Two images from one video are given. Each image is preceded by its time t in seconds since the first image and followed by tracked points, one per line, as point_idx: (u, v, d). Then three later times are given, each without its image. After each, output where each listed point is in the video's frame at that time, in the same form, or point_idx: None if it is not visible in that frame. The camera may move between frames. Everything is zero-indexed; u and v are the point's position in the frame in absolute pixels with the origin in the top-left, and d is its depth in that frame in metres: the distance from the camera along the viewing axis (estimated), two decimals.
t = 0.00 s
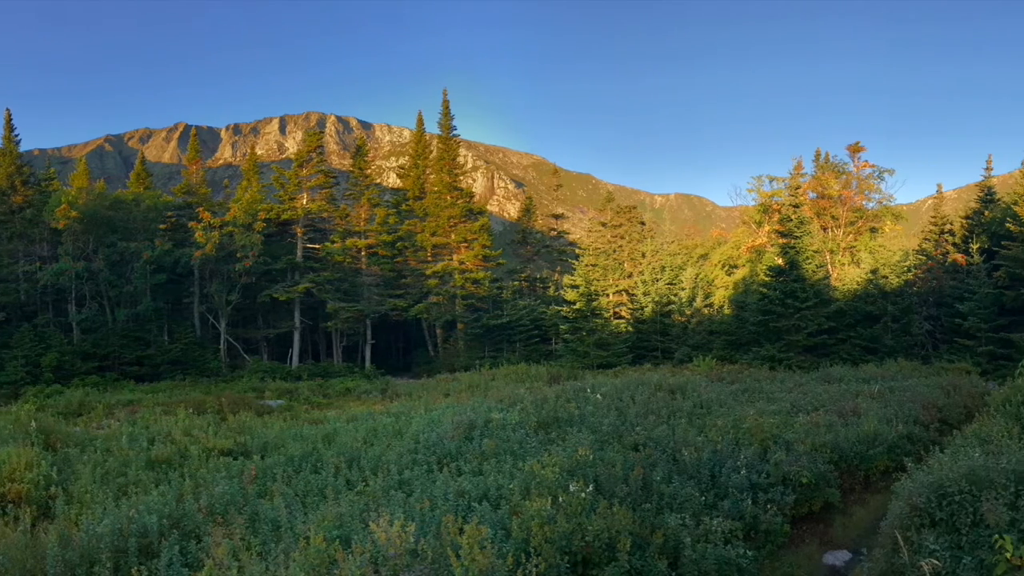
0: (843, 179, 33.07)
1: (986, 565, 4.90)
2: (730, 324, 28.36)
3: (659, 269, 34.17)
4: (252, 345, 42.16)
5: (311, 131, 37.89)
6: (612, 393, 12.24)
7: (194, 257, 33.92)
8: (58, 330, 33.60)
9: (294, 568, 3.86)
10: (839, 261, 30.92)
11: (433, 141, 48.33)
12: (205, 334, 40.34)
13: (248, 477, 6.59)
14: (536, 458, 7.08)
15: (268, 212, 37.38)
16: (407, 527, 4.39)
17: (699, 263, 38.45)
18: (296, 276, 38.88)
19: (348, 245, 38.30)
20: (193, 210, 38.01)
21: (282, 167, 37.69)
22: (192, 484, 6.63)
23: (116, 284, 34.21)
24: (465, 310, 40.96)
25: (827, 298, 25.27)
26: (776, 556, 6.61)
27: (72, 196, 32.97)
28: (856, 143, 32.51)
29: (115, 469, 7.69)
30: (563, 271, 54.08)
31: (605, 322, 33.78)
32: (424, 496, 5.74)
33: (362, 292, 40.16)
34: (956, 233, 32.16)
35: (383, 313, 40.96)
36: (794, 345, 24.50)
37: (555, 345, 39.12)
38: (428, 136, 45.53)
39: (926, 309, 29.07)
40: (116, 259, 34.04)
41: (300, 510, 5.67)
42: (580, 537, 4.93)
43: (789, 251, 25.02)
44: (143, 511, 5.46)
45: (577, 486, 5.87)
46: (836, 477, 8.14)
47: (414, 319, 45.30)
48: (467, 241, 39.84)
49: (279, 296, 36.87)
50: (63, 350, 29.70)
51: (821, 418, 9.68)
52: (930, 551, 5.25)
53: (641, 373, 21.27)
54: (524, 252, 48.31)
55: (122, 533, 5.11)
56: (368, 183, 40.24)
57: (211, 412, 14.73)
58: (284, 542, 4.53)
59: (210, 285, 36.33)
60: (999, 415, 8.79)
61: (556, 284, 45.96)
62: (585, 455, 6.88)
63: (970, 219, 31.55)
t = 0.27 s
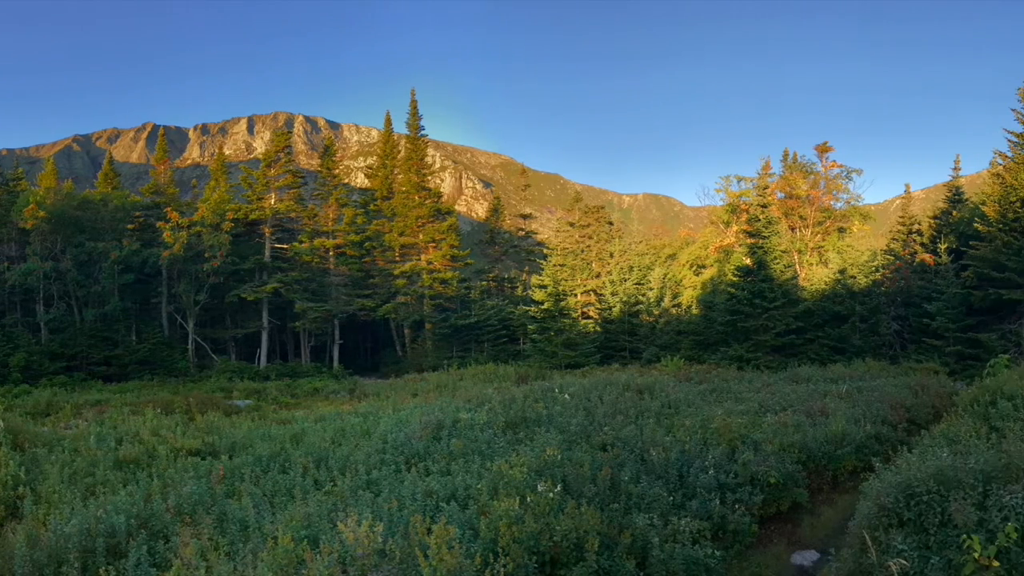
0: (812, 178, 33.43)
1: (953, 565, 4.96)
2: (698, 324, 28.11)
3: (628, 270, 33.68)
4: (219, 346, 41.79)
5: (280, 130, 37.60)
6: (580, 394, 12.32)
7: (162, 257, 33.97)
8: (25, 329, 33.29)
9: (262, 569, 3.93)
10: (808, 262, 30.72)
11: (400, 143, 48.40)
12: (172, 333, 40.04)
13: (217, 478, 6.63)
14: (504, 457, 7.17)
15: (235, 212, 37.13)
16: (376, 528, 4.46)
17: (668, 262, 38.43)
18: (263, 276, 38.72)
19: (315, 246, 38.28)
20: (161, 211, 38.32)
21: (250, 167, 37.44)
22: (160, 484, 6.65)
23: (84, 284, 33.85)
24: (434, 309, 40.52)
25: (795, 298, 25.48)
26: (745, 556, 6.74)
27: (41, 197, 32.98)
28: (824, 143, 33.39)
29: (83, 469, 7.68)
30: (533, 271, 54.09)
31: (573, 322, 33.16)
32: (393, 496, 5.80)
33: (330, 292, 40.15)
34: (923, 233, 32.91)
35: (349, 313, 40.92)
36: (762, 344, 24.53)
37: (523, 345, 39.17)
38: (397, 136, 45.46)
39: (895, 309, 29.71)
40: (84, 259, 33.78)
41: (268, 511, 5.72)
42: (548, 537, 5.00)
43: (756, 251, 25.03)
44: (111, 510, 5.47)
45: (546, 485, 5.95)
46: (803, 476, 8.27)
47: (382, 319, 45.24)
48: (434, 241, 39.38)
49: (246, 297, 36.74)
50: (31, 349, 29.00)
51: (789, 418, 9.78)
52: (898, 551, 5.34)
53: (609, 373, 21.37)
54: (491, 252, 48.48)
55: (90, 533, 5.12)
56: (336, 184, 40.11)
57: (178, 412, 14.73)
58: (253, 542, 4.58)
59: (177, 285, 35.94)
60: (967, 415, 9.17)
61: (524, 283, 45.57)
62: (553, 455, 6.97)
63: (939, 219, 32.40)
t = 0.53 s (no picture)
0: (779, 179, 34.77)
1: (921, 565, 4.97)
2: (666, 325, 28.18)
3: (595, 269, 33.79)
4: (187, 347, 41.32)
5: (248, 130, 37.68)
6: (548, 394, 12.37)
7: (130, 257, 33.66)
8: None
9: (230, 569, 3.99)
10: (776, 262, 31.67)
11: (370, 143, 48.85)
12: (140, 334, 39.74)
13: (184, 477, 6.64)
14: (471, 457, 7.24)
15: (203, 212, 36.96)
16: (343, 528, 4.52)
17: (635, 263, 38.42)
18: (231, 276, 38.50)
19: (284, 246, 37.96)
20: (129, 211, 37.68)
21: (218, 167, 37.24)
22: (128, 484, 6.66)
23: (52, 284, 33.87)
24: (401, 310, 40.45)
25: (763, 298, 25.42)
26: (712, 556, 6.80)
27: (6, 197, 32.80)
28: (791, 144, 34.25)
29: (50, 469, 7.68)
30: (500, 271, 54.41)
31: (542, 322, 33.64)
32: (360, 496, 5.87)
33: (298, 292, 39.87)
34: (891, 233, 32.80)
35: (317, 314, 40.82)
36: (730, 345, 24.56)
37: (491, 345, 39.33)
38: (364, 136, 45.73)
39: (863, 309, 29.27)
40: (52, 259, 33.77)
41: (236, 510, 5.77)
42: (515, 537, 5.08)
43: (724, 251, 25.12)
44: (79, 510, 5.48)
45: (513, 485, 6.02)
46: (771, 476, 8.36)
47: (351, 319, 45.07)
48: (403, 241, 40.10)
49: (214, 297, 36.48)
50: None
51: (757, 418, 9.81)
52: (866, 551, 5.35)
53: (576, 373, 21.44)
54: (460, 252, 48.55)
55: (58, 533, 5.13)
56: (304, 184, 40.39)
57: (146, 412, 14.70)
58: (221, 542, 4.62)
59: (145, 285, 35.76)
60: (934, 415, 9.29)
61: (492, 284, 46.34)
62: (520, 455, 7.03)
63: (907, 219, 32.47)
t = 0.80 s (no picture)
0: (747, 178, 34.85)
1: (889, 566, 5.03)
2: (635, 325, 28.14)
3: (563, 269, 33.22)
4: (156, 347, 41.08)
5: (216, 130, 37.28)
6: (516, 394, 12.48)
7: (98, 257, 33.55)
8: None
9: (198, 569, 4.05)
10: (744, 261, 31.95)
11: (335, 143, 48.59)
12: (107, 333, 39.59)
13: (153, 477, 6.66)
14: (439, 457, 7.32)
15: (171, 212, 36.45)
16: (312, 529, 4.59)
17: (602, 261, 38.61)
18: (199, 276, 38.25)
19: (251, 246, 37.81)
20: (97, 211, 37.40)
21: (185, 166, 36.77)
22: (96, 485, 6.68)
23: (19, 284, 33.80)
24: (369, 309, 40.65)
25: (730, 298, 26.03)
26: (680, 556, 6.89)
27: None
28: (760, 144, 34.38)
29: (18, 470, 7.69)
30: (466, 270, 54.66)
31: (509, 322, 33.27)
32: (329, 497, 5.96)
33: (266, 292, 39.91)
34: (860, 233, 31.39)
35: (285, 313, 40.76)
36: (699, 344, 25.06)
37: (459, 345, 39.54)
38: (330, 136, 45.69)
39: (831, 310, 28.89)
40: (19, 259, 33.72)
41: (205, 511, 5.83)
42: (484, 537, 5.16)
43: (693, 250, 25.42)
44: (47, 511, 5.50)
45: (481, 485, 6.11)
46: (738, 476, 8.47)
47: (319, 319, 45.08)
48: (371, 241, 39.93)
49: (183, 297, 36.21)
50: None
51: (725, 418, 9.94)
52: (833, 551, 5.40)
53: (545, 373, 21.49)
54: (428, 252, 48.58)
55: (26, 533, 5.15)
56: (272, 184, 39.49)
57: (114, 412, 14.67)
58: (190, 543, 4.67)
59: (113, 285, 35.63)
60: (902, 415, 9.31)
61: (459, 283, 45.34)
62: (489, 455, 7.12)
63: (875, 219, 31.04)
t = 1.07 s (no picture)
0: (716, 179, 35.06)
1: (857, 565, 5.00)
2: (603, 324, 28.33)
3: (532, 269, 33.94)
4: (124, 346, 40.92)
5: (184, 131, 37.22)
6: (484, 393, 12.49)
7: (65, 257, 33.54)
8: None
9: (165, 568, 4.08)
10: (712, 261, 32.00)
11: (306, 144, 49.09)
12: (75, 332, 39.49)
13: (119, 478, 6.64)
14: (407, 457, 7.34)
15: (138, 212, 36.27)
16: (279, 529, 4.62)
17: (571, 262, 38.85)
18: (167, 276, 38.08)
19: (219, 246, 37.74)
20: (65, 211, 37.37)
21: (152, 166, 36.58)
22: (63, 485, 6.67)
23: None
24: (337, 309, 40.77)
25: (699, 298, 25.86)
26: (649, 556, 6.93)
27: None
28: (727, 145, 34.63)
29: None
30: (434, 270, 54.98)
31: (476, 322, 33.45)
32: (296, 497, 5.97)
33: (234, 292, 39.95)
34: (828, 233, 31.88)
35: (253, 314, 40.67)
36: (666, 344, 24.83)
37: (427, 345, 39.66)
38: (299, 137, 45.86)
39: (799, 309, 28.54)
40: None
41: (172, 510, 5.85)
42: (452, 537, 5.17)
43: (660, 251, 25.15)
44: (14, 511, 5.49)
45: (449, 486, 6.11)
46: (706, 477, 8.52)
47: (287, 319, 44.98)
48: (339, 242, 40.66)
49: (150, 297, 36.09)
50: None
51: (693, 418, 9.97)
52: (802, 551, 5.37)
53: (513, 373, 21.54)
54: (396, 253, 49.05)
55: None
56: (240, 184, 40.08)
57: (82, 413, 14.63)
58: (157, 543, 4.68)
59: (81, 285, 35.63)
60: (871, 414, 9.33)
61: (427, 283, 46.57)
62: (457, 455, 7.11)
63: (844, 219, 31.62)
